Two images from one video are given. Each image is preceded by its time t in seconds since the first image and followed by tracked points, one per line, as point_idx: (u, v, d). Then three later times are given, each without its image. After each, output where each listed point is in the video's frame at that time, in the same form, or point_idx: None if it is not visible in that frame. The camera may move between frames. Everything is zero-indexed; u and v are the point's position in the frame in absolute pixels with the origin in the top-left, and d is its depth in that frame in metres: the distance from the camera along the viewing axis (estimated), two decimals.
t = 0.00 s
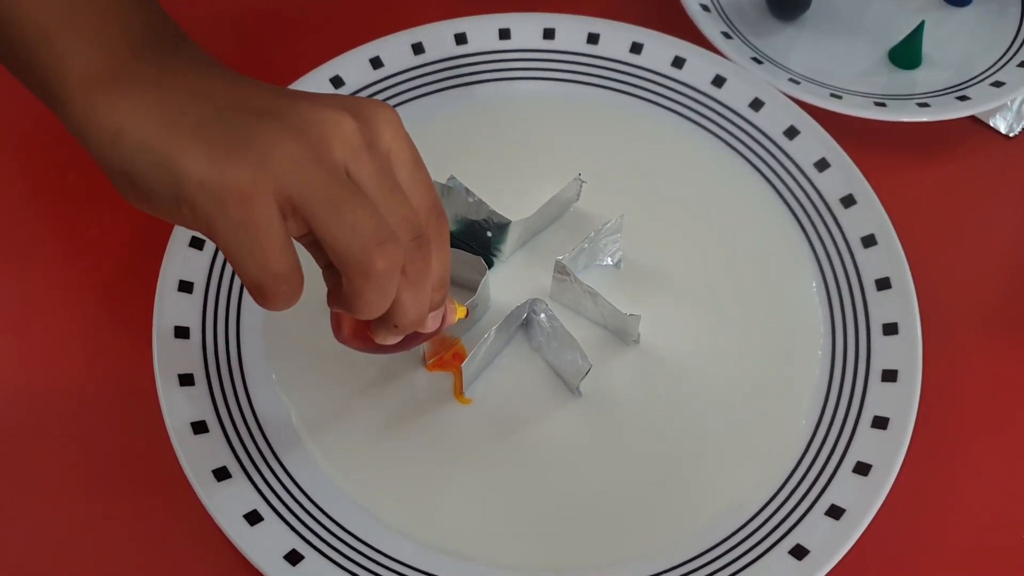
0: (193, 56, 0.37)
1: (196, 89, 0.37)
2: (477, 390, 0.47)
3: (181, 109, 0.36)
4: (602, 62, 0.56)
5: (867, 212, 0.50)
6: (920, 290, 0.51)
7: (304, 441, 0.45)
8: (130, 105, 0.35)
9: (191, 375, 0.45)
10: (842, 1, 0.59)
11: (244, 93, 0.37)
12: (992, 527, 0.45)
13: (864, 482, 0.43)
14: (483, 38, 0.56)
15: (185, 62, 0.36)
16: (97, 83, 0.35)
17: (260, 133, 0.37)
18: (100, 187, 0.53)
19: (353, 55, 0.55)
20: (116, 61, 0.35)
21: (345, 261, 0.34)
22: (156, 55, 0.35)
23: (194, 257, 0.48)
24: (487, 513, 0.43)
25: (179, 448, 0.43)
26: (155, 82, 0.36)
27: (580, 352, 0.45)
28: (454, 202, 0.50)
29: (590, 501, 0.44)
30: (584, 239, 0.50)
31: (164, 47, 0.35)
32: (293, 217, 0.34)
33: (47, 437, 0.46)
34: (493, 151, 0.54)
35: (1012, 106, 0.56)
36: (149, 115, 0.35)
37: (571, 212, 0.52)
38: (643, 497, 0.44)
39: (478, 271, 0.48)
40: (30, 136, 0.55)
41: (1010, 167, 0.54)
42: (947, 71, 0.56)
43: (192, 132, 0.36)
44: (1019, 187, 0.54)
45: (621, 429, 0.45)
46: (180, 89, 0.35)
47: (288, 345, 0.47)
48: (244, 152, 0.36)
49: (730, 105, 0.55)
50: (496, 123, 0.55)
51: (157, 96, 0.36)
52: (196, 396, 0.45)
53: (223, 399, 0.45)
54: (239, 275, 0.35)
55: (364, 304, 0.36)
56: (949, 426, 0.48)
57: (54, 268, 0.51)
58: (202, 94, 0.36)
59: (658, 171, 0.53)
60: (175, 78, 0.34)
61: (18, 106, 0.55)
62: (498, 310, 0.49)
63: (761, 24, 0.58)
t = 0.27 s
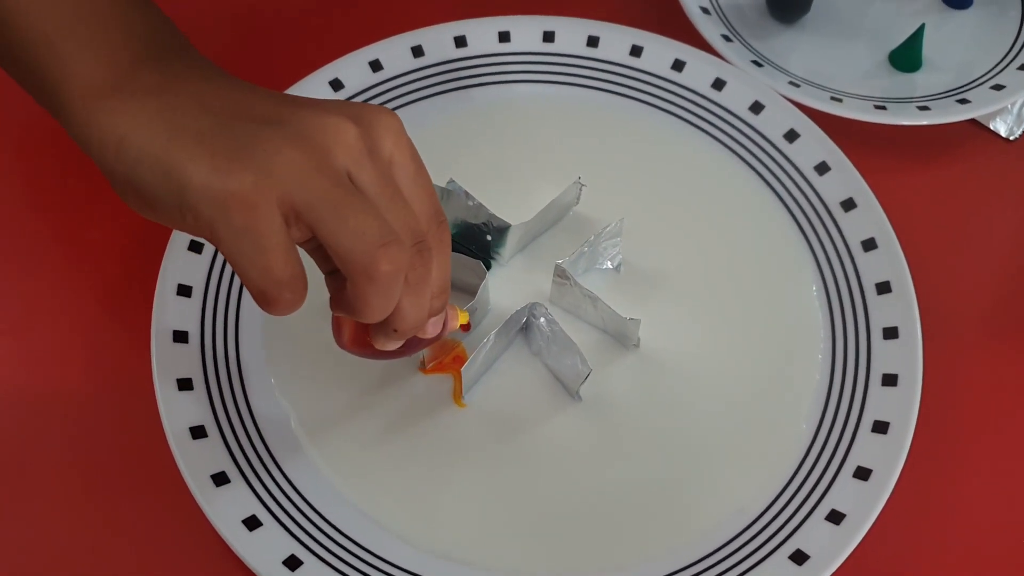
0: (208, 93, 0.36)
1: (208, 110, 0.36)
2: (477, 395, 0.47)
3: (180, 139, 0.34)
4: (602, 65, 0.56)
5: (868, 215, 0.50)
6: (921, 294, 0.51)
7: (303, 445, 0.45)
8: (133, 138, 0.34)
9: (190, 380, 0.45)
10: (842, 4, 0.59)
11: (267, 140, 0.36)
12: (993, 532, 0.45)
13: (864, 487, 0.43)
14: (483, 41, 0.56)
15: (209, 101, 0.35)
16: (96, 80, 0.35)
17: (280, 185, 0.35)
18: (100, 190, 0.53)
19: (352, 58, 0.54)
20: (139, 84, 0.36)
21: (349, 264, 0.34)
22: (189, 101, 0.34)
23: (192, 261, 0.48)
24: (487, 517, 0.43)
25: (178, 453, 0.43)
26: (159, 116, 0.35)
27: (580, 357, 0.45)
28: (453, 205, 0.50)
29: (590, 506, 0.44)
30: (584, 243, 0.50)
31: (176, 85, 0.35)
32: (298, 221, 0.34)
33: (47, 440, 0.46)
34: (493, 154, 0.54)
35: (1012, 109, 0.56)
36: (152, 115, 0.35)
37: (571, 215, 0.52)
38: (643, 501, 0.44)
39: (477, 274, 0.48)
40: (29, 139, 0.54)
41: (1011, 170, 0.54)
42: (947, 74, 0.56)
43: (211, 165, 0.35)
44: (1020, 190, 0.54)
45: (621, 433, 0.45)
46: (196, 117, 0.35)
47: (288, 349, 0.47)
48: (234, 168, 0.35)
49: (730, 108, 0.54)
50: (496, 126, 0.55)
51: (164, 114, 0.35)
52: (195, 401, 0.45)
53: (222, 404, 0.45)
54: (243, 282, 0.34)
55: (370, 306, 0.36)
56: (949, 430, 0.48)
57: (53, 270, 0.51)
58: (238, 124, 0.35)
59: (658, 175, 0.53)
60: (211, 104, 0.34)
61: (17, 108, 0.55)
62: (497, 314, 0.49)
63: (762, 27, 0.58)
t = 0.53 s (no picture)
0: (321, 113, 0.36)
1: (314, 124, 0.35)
2: (479, 399, 0.46)
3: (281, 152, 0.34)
4: (603, 68, 0.56)
5: (870, 219, 0.50)
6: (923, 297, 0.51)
7: (304, 449, 0.45)
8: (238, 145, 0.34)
9: (191, 384, 0.45)
10: (844, 6, 0.59)
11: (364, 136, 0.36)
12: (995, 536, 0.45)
13: (867, 492, 0.43)
14: (484, 44, 0.56)
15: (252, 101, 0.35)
16: (88, 85, 0.35)
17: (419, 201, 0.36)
18: (100, 192, 0.53)
19: (353, 61, 0.54)
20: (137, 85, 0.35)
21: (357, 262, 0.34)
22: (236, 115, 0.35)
23: (193, 265, 0.48)
24: (488, 522, 0.43)
25: (178, 458, 0.43)
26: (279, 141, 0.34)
27: (582, 361, 0.45)
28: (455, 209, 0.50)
29: (592, 511, 0.43)
30: (585, 247, 0.49)
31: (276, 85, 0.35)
32: (305, 221, 0.34)
33: (47, 442, 0.46)
34: (494, 157, 0.54)
35: (1015, 112, 0.56)
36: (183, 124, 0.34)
37: (573, 219, 0.52)
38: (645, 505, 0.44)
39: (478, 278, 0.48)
40: (29, 140, 0.54)
41: (1014, 173, 0.54)
42: (950, 77, 0.56)
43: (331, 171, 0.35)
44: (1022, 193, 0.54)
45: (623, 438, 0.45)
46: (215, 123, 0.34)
47: (289, 353, 0.47)
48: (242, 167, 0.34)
49: (732, 111, 0.54)
50: (497, 129, 0.55)
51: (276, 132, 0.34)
52: (195, 406, 0.44)
53: (223, 408, 0.45)
54: (249, 286, 0.35)
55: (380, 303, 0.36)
56: (952, 434, 0.48)
57: (53, 272, 0.51)
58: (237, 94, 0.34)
59: (659, 178, 0.53)
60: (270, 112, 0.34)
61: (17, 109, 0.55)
62: (499, 318, 0.49)
63: (763, 30, 0.58)
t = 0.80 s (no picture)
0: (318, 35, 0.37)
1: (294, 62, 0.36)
2: (480, 403, 0.46)
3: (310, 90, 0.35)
4: (605, 72, 0.56)
5: (871, 223, 0.50)
6: (925, 301, 0.51)
7: (306, 453, 0.45)
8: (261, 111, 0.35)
9: (192, 389, 0.45)
10: (846, 9, 0.59)
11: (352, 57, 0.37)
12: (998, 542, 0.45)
13: (869, 496, 0.43)
14: (485, 48, 0.56)
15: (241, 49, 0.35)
16: (66, 60, 0.37)
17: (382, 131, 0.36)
18: (100, 194, 0.53)
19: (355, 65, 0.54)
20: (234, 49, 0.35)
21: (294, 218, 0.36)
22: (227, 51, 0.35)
23: (194, 269, 0.48)
24: (490, 526, 0.43)
25: (179, 463, 0.43)
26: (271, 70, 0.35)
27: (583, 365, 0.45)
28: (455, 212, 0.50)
29: (594, 515, 0.43)
30: (586, 251, 0.49)
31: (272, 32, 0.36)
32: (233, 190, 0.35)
33: (49, 446, 0.46)
34: (495, 160, 0.54)
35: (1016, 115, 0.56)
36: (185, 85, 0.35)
37: (574, 223, 0.52)
38: (646, 509, 0.44)
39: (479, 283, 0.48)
40: (30, 143, 0.54)
41: (1015, 177, 0.54)
42: (952, 80, 0.55)
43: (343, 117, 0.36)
44: None
45: (624, 443, 0.45)
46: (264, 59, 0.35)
47: (290, 357, 0.47)
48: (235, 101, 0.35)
49: (733, 114, 0.54)
50: (498, 133, 0.55)
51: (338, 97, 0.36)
52: (196, 410, 0.44)
53: (224, 413, 0.45)
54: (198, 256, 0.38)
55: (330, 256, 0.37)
56: (954, 438, 0.47)
57: (54, 275, 0.51)
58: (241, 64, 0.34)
59: (661, 182, 0.53)
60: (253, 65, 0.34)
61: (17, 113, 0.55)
62: (500, 322, 0.49)
63: (765, 32, 0.58)
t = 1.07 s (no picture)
0: None
1: None
2: (479, 400, 0.47)
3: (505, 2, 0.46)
4: (602, 70, 0.56)
5: (869, 221, 0.50)
6: (922, 299, 0.51)
7: (305, 451, 0.45)
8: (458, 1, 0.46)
9: (192, 387, 0.45)
10: (843, 9, 0.59)
11: None
12: (997, 540, 0.45)
13: (867, 493, 0.43)
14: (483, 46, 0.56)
15: None
16: None
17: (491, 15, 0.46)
18: (99, 193, 0.53)
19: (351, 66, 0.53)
20: None
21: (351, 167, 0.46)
22: None
23: (193, 268, 0.48)
24: (489, 524, 0.43)
25: (179, 461, 0.43)
26: None
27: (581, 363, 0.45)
28: (453, 211, 0.50)
29: (593, 513, 0.43)
30: (584, 249, 0.49)
31: None
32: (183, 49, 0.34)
33: (49, 444, 0.46)
34: (493, 159, 0.54)
35: (1014, 114, 0.56)
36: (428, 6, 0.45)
37: (572, 221, 0.52)
38: (646, 506, 0.44)
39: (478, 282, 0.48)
40: (26, 142, 0.54)
41: (1013, 175, 0.54)
42: (949, 78, 0.56)
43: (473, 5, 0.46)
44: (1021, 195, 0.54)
45: (622, 440, 0.45)
46: None
47: (289, 356, 0.47)
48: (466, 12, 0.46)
49: (732, 113, 0.54)
50: (497, 131, 0.55)
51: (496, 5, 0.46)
52: (196, 408, 0.44)
53: (223, 410, 0.45)
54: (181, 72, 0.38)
55: (383, 99, 0.45)
56: (951, 435, 0.48)
57: (53, 274, 0.51)
58: None
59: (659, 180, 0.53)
60: None
61: (13, 112, 0.55)
62: (498, 320, 0.49)
63: (764, 30, 0.58)
